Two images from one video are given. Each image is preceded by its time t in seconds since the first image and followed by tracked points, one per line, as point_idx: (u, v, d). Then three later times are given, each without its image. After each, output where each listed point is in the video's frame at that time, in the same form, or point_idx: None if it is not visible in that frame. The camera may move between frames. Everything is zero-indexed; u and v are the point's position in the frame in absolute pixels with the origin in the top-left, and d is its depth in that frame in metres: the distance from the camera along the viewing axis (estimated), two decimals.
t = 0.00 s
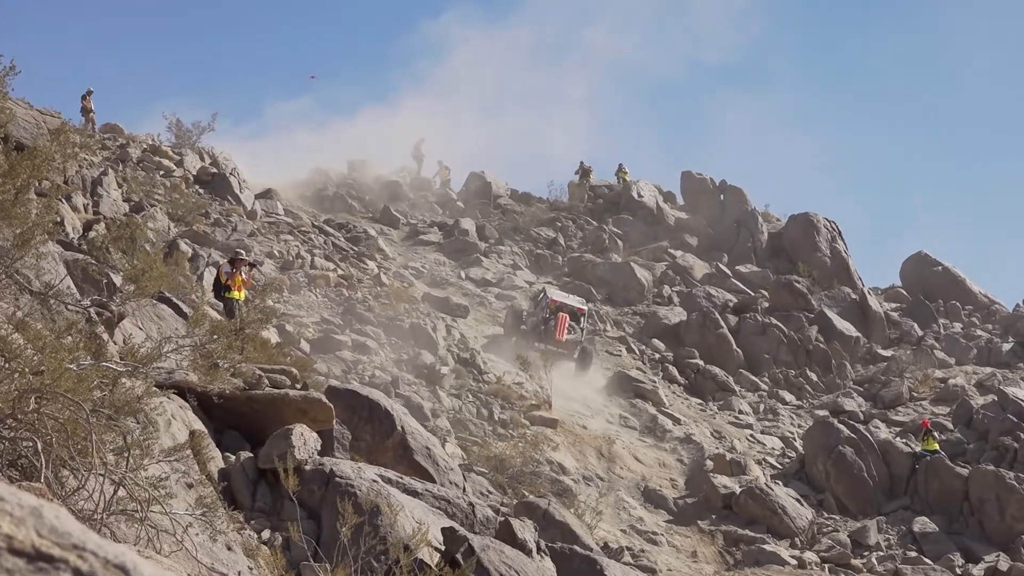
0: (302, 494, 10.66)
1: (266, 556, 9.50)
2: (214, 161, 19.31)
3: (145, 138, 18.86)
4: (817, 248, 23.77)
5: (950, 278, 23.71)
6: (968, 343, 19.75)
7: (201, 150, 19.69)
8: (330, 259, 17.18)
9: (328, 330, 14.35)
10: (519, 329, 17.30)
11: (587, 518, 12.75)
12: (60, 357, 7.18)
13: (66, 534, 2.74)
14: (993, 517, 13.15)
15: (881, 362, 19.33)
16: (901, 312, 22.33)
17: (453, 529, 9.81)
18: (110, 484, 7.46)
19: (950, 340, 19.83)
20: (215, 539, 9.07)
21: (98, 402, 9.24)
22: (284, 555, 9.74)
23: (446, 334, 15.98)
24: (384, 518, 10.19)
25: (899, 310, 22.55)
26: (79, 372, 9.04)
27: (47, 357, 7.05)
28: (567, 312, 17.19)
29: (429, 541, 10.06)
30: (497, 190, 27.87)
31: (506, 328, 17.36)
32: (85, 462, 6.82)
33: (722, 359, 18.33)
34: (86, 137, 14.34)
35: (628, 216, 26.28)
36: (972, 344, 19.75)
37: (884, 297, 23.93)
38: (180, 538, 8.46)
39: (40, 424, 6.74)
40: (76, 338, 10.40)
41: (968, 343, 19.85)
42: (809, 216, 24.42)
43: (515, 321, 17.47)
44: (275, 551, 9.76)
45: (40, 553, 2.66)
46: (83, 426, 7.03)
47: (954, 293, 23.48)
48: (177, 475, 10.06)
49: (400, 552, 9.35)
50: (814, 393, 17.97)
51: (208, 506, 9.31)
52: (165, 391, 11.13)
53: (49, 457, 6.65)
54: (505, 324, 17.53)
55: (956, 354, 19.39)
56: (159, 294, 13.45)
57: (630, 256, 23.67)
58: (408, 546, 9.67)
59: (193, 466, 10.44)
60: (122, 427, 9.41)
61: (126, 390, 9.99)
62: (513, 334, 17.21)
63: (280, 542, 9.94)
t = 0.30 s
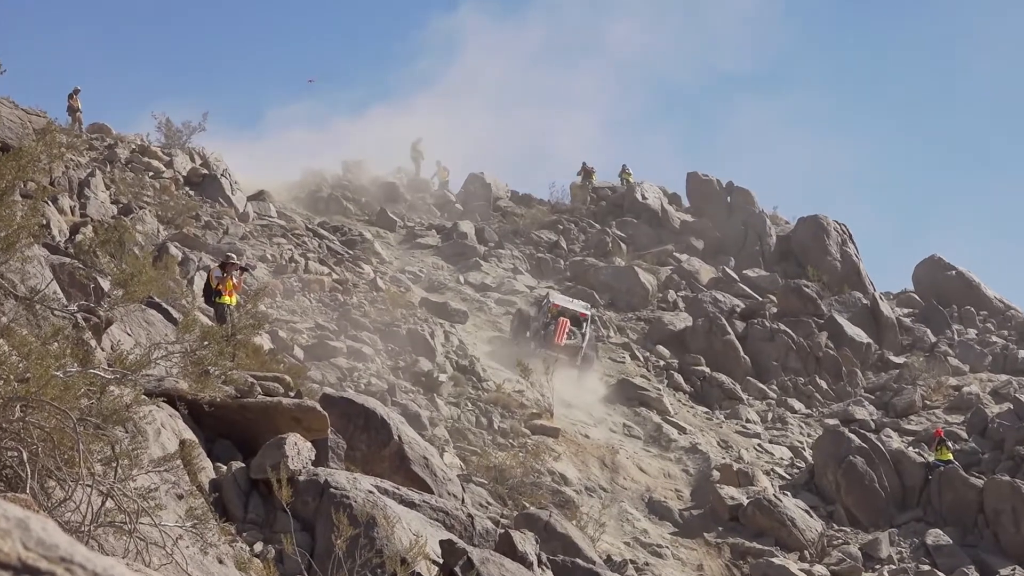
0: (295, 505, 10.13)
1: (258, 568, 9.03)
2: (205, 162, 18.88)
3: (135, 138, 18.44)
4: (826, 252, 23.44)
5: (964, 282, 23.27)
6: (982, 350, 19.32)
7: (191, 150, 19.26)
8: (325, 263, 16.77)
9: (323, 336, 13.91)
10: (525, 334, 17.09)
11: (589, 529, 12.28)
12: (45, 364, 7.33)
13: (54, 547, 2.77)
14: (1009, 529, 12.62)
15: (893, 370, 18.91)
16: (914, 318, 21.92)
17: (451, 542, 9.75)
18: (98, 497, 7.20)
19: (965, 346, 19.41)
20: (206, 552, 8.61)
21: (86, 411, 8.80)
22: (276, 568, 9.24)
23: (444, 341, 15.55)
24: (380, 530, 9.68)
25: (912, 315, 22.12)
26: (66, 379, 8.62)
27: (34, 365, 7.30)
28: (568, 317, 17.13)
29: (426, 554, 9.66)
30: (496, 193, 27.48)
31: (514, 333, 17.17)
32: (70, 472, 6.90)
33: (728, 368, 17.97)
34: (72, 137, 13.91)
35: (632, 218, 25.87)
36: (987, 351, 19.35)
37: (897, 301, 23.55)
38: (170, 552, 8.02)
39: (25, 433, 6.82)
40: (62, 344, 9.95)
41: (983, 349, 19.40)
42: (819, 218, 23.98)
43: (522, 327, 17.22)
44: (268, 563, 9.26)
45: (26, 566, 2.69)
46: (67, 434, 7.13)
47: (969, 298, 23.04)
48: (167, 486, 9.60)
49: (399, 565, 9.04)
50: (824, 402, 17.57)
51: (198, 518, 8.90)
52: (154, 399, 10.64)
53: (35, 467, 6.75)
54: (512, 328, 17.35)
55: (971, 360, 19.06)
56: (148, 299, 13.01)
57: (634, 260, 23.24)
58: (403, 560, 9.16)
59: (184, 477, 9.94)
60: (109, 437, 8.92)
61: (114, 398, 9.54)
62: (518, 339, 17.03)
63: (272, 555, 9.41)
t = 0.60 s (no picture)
0: (290, 512, 9.64)
1: None
2: (196, 159, 18.47)
3: (125, 135, 18.03)
4: (837, 252, 23.21)
5: (979, 282, 22.93)
6: (998, 352, 18.94)
7: (181, 147, 18.85)
8: (320, 263, 16.37)
9: (318, 339, 13.51)
10: (531, 334, 16.79)
11: (593, 538, 11.87)
12: (33, 367, 7.18)
13: (43, 556, 2.56)
14: None
15: (905, 373, 18.51)
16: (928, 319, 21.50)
17: (450, 550, 9.53)
18: (88, 502, 7.11)
19: (979, 348, 19.03)
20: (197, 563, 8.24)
21: (74, 417, 8.40)
22: None
23: (443, 343, 15.15)
24: (377, 538, 9.25)
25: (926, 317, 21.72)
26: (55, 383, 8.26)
27: (21, 369, 7.14)
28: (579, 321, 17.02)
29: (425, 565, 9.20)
30: (498, 190, 27.05)
31: (519, 334, 16.87)
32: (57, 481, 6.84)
33: (736, 372, 17.56)
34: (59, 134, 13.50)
35: (636, 216, 25.47)
36: (1002, 354, 18.95)
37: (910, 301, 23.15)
38: (161, 561, 7.62)
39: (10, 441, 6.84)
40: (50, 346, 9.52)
41: (998, 352, 19.01)
42: (829, 217, 23.66)
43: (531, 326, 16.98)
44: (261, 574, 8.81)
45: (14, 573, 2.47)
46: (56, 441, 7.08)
47: (985, 299, 22.72)
48: (157, 493, 9.11)
49: None
50: (835, 406, 17.18)
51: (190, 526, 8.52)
52: (144, 403, 10.14)
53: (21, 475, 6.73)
54: (517, 329, 17.02)
55: (985, 363, 18.68)
56: (138, 301, 12.60)
57: (639, 260, 22.83)
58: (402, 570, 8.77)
59: (174, 483, 9.39)
60: (97, 442, 8.58)
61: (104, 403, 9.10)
62: (524, 336, 16.77)
63: (265, 565, 8.96)
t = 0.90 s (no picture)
0: (286, 517, 9.15)
1: None
2: (190, 154, 18.09)
3: (116, 129, 17.65)
4: (852, 249, 22.87)
5: (999, 280, 22.64)
6: (1017, 353, 18.51)
7: (174, 141, 18.47)
8: (317, 261, 15.98)
9: (315, 339, 13.11)
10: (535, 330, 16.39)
11: (600, 544, 11.44)
12: (20, 365, 6.77)
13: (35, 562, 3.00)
14: None
15: (923, 374, 18.08)
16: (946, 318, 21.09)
17: (452, 556, 9.17)
18: (78, 507, 6.87)
19: (999, 348, 18.62)
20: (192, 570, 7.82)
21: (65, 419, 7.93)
22: None
23: (444, 343, 14.75)
24: (377, 544, 8.84)
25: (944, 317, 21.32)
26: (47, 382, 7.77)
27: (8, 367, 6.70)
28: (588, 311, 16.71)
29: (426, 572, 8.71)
30: (501, 186, 26.61)
31: (520, 331, 16.44)
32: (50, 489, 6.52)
33: (748, 373, 17.15)
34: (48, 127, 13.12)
35: (644, 213, 25.05)
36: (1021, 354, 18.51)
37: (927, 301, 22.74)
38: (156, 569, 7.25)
39: None
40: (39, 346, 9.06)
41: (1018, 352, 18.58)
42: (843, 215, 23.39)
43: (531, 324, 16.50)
44: None
45: None
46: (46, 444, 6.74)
47: (1005, 298, 22.42)
48: (150, 498, 8.69)
49: None
50: (849, 408, 16.76)
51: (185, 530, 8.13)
52: (136, 406, 9.66)
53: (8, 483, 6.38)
54: (519, 326, 16.60)
55: (1005, 363, 18.27)
56: (131, 300, 12.19)
57: (647, 258, 22.40)
58: None
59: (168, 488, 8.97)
60: (88, 446, 8.15)
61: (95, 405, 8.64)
62: (526, 333, 16.36)
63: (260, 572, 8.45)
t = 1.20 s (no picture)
0: (282, 527, 8.71)
1: None
2: (183, 151, 17.70)
3: (108, 125, 17.24)
4: (868, 250, 22.82)
5: (1016, 281, 22.39)
6: None
7: (167, 137, 18.07)
8: (315, 261, 15.58)
9: (313, 342, 12.70)
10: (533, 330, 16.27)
11: (607, 555, 11.03)
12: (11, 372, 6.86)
13: None
14: None
15: (940, 378, 17.68)
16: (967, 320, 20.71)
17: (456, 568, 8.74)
18: (68, 517, 6.99)
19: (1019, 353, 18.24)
20: None
21: (52, 424, 7.51)
22: None
23: (446, 346, 14.34)
24: (376, 555, 8.41)
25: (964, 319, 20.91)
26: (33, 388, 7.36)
27: None
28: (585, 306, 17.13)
29: None
30: (505, 183, 26.19)
31: (517, 331, 16.17)
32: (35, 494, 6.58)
33: (759, 377, 16.78)
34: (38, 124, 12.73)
35: (652, 212, 24.66)
36: None
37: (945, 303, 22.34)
38: None
39: None
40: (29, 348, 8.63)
41: None
42: (859, 214, 23.39)
43: (526, 325, 16.23)
44: None
45: None
46: (36, 449, 6.78)
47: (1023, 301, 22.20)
48: (142, 506, 8.20)
49: None
50: (865, 414, 16.35)
51: (178, 542, 7.75)
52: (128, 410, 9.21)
53: None
54: (516, 325, 16.26)
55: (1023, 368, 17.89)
56: (123, 301, 11.77)
57: (656, 258, 21.97)
58: None
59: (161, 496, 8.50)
60: (79, 453, 7.73)
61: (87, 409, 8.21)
62: (525, 333, 16.16)
63: None
